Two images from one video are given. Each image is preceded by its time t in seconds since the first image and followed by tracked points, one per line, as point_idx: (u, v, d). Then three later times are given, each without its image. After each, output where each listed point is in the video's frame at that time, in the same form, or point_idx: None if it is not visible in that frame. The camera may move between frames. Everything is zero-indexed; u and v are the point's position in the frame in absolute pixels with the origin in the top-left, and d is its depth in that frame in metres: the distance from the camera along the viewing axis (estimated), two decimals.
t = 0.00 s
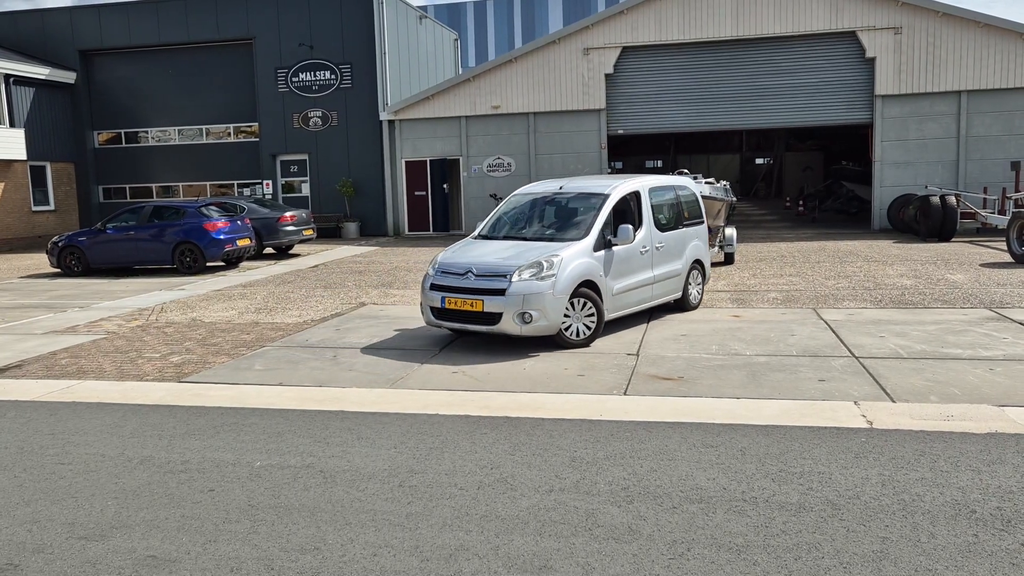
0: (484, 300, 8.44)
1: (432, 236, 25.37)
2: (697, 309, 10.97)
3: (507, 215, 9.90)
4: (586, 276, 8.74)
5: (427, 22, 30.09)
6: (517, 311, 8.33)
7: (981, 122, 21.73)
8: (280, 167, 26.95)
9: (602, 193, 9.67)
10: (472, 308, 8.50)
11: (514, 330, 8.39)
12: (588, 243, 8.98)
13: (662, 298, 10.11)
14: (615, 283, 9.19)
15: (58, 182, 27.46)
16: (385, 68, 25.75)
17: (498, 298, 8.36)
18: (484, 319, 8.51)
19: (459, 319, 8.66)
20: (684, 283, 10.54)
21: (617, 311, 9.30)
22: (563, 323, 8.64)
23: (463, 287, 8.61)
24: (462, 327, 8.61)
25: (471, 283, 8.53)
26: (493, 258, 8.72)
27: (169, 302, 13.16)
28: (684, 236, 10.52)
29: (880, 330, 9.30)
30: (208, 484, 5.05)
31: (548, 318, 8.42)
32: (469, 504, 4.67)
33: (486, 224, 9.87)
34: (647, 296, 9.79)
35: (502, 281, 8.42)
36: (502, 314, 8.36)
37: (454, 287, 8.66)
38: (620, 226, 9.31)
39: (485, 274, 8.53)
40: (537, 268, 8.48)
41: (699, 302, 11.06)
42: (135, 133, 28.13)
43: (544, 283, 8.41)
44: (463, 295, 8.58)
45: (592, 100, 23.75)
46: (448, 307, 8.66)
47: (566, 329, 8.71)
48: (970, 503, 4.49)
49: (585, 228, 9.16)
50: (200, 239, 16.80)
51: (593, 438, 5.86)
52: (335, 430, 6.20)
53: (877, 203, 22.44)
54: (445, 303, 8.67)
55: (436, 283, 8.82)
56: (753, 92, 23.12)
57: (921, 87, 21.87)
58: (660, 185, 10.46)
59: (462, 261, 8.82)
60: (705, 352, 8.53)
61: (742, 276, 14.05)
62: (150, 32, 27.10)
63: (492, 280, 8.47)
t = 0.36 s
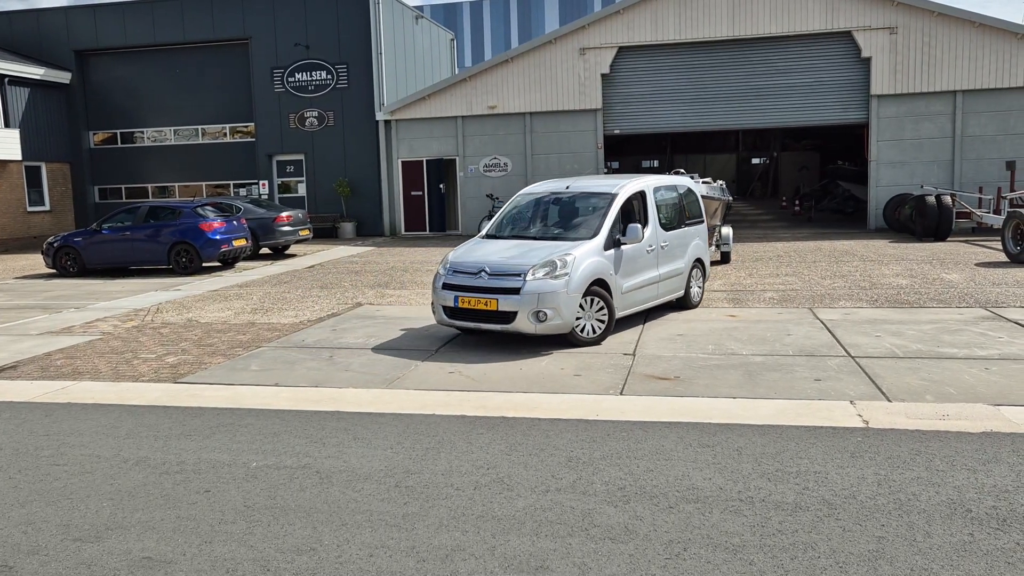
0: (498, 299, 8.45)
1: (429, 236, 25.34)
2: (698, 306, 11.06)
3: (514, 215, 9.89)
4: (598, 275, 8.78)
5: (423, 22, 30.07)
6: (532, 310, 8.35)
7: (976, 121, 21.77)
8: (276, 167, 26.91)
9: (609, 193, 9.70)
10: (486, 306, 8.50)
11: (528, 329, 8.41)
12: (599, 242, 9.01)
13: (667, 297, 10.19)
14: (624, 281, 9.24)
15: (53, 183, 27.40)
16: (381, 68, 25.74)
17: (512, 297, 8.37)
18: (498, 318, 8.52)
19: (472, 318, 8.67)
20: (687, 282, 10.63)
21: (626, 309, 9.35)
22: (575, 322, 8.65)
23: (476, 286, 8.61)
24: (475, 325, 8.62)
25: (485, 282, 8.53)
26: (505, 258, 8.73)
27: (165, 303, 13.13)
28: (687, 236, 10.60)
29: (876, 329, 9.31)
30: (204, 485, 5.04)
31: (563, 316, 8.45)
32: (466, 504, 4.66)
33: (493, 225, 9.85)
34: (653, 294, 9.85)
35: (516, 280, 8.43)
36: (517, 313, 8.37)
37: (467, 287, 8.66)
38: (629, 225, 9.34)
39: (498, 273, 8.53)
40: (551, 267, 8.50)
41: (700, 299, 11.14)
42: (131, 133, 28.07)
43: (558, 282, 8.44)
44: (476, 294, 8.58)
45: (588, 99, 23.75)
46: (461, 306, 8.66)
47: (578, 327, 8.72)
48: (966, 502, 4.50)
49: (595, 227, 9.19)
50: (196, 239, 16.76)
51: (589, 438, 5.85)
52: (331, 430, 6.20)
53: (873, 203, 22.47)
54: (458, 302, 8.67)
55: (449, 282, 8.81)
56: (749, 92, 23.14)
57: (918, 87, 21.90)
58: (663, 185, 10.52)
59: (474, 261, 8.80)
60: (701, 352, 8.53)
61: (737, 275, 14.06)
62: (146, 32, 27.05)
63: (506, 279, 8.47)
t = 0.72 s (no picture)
0: (510, 298, 8.44)
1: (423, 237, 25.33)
2: (696, 305, 11.16)
3: (518, 215, 9.87)
4: (605, 274, 8.82)
5: (417, 22, 30.05)
6: (544, 309, 8.37)
7: (969, 122, 21.84)
8: (271, 168, 26.86)
9: (614, 193, 9.73)
10: (497, 306, 8.49)
11: (540, 328, 8.42)
12: (606, 242, 9.04)
13: (669, 295, 10.27)
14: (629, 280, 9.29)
15: (46, 183, 27.32)
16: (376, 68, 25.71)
17: (524, 296, 8.37)
18: (510, 318, 8.52)
19: (482, 318, 8.65)
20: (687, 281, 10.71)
21: (632, 308, 9.39)
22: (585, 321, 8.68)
23: (486, 286, 8.60)
24: (486, 324, 8.61)
25: (496, 282, 8.52)
26: (514, 258, 8.72)
27: (159, 304, 13.10)
28: (687, 235, 10.68)
29: (870, 329, 9.33)
30: (198, 487, 5.03)
31: (574, 315, 8.48)
32: (461, 505, 4.66)
33: (497, 225, 9.83)
34: (656, 293, 9.91)
35: (528, 279, 8.43)
36: (528, 312, 8.37)
37: (477, 287, 8.64)
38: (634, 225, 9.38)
39: (508, 273, 8.53)
40: (562, 266, 8.52)
41: (698, 298, 11.24)
42: (125, 134, 28.00)
43: (569, 282, 8.46)
44: (487, 293, 8.57)
45: (583, 100, 23.77)
46: (471, 306, 8.64)
47: (588, 326, 8.76)
48: (959, 502, 4.50)
49: (601, 228, 9.22)
50: (190, 240, 16.73)
51: (584, 439, 5.85)
52: (327, 431, 6.19)
53: (867, 203, 22.52)
54: (468, 301, 8.65)
55: (458, 282, 8.79)
56: (743, 92, 23.18)
57: (911, 87, 21.96)
58: (664, 185, 10.57)
59: (483, 262, 8.79)
60: (696, 352, 8.54)
61: (732, 275, 14.08)
62: (139, 32, 26.98)
63: (516, 279, 8.47)
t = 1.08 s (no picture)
0: (519, 298, 8.44)
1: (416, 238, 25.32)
2: (693, 305, 11.26)
3: (521, 216, 9.86)
4: (612, 273, 8.84)
5: (411, 23, 30.04)
6: (553, 309, 8.38)
7: (960, 123, 21.94)
8: (264, 169, 26.81)
9: (616, 193, 9.74)
10: (507, 305, 8.49)
11: (549, 328, 8.44)
12: (611, 242, 9.05)
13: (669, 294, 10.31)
14: (633, 280, 9.31)
15: (37, 184, 27.20)
16: (369, 69, 25.68)
17: (534, 296, 8.38)
18: (519, 317, 8.52)
19: (491, 317, 8.66)
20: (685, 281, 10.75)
21: (636, 307, 9.42)
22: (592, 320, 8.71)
23: (494, 286, 8.60)
24: (495, 324, 8.61)
25: (504, 282, 8.52)
26: (521, 258, 8.72)
27: (151, 305, 13.06)
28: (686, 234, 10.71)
29: (862, 330, 9.37)
30: (190, 489, 5.01)
31: (583, 315, 8.50)
32: (454, 506, 4.66)
33: (500, 225, 9.81)
34: (657, 292, 9.94)
35: (537, 279, 8.44)
36: (538, 312, 8.38)
37: (485, 287, 8.64)
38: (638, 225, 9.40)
39: (517, 273, 8.53)
40: (570, 266, 8.54)
41: (695, 298, 11.34)
42: (117, 134, 27.90)
43: (578, 282, 8.48)
44: (496, 293, 8.57)
45: (576, 101, 23.80)
46: (480, 306, 8.64)
47: (595, 326, 8.79)
48: (950, 502, 4.52)
49: (606, 228, 9.23)
50: (182, 242, 16.67)
51: (577, 440, 5.85)
52: (319, 432, 6.18)
53: (859, 204, 22.59)
54: (477, 301, 8.65)
55: (467, 282, 8.78)
56: (735, 93, 23.23)
57: (903, 89, 22.05)
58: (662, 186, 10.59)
59: (490, 262, 8.78)
60: (689, 353, 8.56)
61: (724, 276, 14.11)
62: (131, 32, 26.89)
63: (525, 279, 8.48)
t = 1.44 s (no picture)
0: (528, 298, 8.45)
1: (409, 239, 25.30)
2: (688, 305, 11.39)
3: (524, 216, 9.85)
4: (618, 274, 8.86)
5: (403, 24, 30.04)
6: (563, 309, 8.39)
7: (951, 125, 22.05)
8: (256, 170, 26.74)
9: (618, 194, 9.76)
10: (516, 306, 8.50)
11: (559, 327, 8.45)
12: (616, 242, 9.07)
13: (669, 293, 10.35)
14: (637, 280, 9.34)
15: (28, 185, 27.08)
16: (361, 70, 25.66)
17: (543, 296, 8.39)
18: (527, 318, 8.53)
19: (498, 318, 8.66)
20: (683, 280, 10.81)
21: (640, 307, 9.45)
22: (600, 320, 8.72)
23: (502, 286, 8.60)
24: (503, 324, 8.62)
25: (513, 282, 8.52)
26: (528, 258, 8.73)
27: (143, 306, 13.03)
28: (683, 235, 10.75)
29: (854, 331, 9.40)
30: (183, 491, 5.00)
31: (592, 315, 8.51)
32: (447, 508, 4.66)
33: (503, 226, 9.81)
34: (658, 292, 9.98)
35: (546, 279, 8.45)
36: (547, 312, 8.39)
37: (493, 287, 8.65)
38: (641, 225, 9.43)
39: (525, 273, 8.53)
40: (578, 267, 8.55)
41: (690, 297, 11.48)
42: (108, 135, 27.80)
43: (587, 282, 8.49)
44: (505, 294, 8.57)
45: (569, 103, 23.83)
46: (488, 306, 8.64)
47: (602, 325, 8.80)
48: (941, 502, 4.54)
49: (609, 228, 9.24)
50: (174, 243, 16.62)
51: (571, 441, 5.86)
52: (312, 434, 6.16)
53: (851, 205, 22.66)
54: (486, 302, 8.65)
55: (474, 283, 8.77)
56: (728, 95, 23.29)
57: (895, 91, 22.15)
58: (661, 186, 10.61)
59: (496, 262, 8.77)
60: (682, 354, 8.57)
61: (716, 277, 14.15)
62: (122, 33, 26.80)
63: (534, 279, 8.49)
